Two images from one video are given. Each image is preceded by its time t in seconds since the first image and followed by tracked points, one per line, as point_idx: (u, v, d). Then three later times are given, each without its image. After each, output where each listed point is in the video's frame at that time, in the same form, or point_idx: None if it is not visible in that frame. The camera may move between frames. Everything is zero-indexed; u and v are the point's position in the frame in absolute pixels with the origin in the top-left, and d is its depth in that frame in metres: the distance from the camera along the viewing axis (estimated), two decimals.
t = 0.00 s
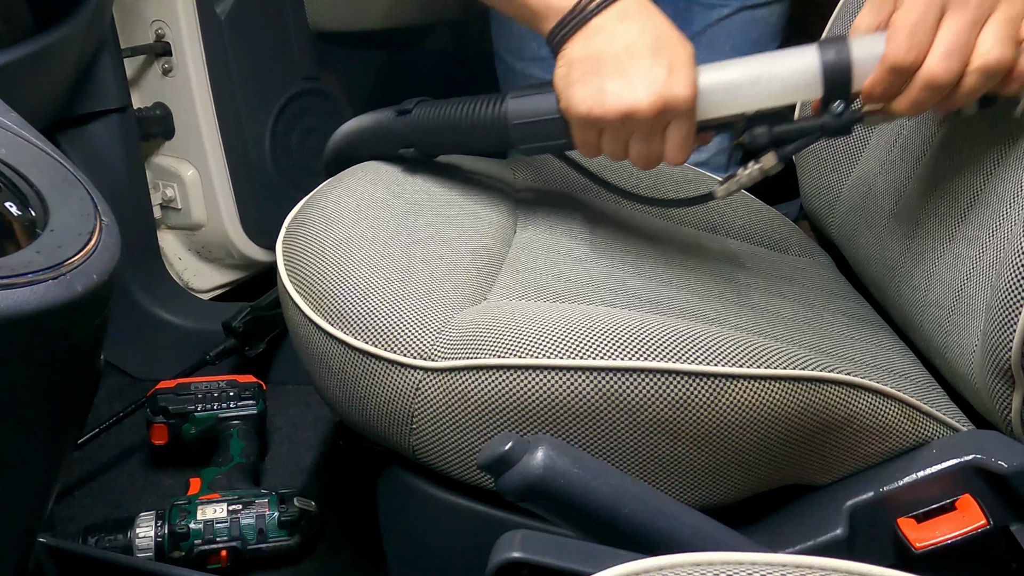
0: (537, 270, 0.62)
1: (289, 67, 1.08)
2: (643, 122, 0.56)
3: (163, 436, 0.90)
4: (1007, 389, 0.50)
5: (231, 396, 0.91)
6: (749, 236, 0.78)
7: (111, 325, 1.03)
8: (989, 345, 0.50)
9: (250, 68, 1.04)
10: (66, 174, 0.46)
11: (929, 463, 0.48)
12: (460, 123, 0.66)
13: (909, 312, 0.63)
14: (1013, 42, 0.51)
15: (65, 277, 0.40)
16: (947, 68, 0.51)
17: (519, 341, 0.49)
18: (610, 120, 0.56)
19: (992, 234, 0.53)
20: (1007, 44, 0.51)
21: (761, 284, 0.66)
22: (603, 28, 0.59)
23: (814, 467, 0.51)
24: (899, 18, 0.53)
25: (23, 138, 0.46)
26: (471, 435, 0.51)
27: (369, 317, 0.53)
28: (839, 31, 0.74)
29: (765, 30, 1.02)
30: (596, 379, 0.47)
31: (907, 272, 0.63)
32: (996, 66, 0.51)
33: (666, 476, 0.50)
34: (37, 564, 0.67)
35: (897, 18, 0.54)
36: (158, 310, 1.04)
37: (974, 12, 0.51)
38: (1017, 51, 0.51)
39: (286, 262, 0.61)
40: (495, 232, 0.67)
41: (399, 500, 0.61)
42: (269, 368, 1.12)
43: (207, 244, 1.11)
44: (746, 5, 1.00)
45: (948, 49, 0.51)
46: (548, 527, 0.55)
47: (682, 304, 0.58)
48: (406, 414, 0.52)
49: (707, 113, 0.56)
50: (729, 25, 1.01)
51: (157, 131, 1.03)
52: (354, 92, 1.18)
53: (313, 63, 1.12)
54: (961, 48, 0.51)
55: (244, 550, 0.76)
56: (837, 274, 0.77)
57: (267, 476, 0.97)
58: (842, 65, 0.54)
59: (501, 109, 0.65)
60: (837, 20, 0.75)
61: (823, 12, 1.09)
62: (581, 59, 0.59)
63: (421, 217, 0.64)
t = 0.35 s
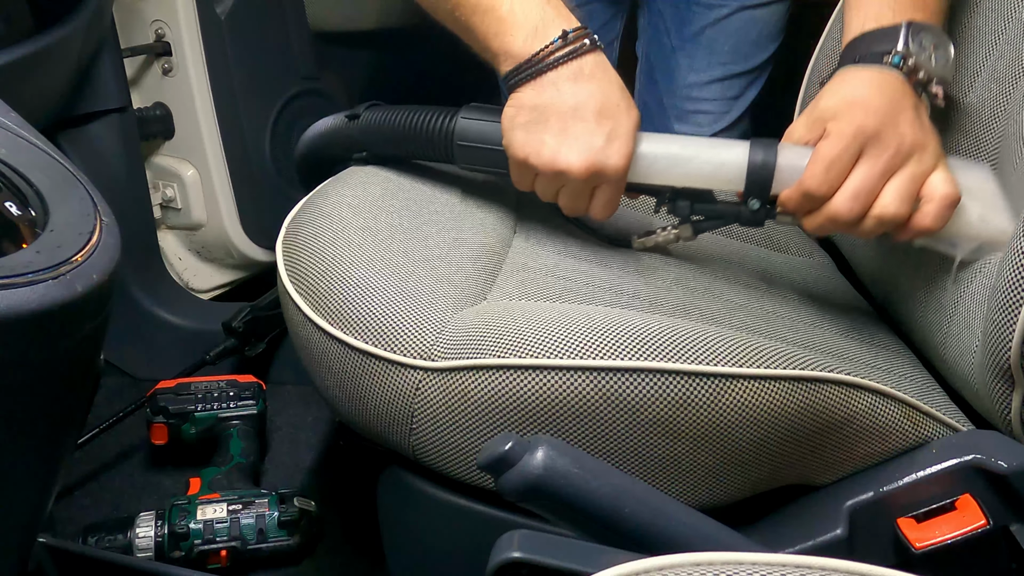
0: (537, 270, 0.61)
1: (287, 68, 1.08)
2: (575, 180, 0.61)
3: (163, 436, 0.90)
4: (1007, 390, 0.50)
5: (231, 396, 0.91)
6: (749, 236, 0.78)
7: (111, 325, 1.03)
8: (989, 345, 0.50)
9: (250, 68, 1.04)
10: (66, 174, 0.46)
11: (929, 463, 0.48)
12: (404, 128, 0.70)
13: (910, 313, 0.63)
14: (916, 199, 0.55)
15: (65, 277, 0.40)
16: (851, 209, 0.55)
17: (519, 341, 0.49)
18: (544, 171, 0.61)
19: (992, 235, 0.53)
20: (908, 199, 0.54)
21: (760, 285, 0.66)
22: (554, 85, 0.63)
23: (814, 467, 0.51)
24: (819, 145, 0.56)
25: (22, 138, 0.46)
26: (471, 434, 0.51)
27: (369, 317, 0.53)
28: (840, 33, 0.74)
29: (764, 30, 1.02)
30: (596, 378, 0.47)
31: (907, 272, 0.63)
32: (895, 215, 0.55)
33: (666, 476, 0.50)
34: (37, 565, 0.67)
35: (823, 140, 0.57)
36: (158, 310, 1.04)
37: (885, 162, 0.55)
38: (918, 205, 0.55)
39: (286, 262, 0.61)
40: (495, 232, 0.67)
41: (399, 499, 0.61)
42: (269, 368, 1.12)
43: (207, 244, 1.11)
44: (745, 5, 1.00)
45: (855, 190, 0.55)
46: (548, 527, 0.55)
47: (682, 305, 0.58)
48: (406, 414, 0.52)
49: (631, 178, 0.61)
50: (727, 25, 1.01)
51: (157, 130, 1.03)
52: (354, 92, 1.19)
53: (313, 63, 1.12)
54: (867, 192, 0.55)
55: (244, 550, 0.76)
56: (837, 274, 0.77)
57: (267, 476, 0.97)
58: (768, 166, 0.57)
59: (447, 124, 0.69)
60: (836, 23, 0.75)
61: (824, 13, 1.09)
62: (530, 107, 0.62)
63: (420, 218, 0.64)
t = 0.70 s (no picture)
0: (537, 270, 0.61)
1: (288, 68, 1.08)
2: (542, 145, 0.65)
3: (163, 436, 0.90)
4: (1007, 390, 0.50)
5: (231, 396, 0.91)
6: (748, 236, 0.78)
7: (111, 325, 1.03)
8: (989, 345, 0.50)
9: (250, 68, 1.04)
10: (66, 174, 0.46)
11: (929, 463, 0.48)
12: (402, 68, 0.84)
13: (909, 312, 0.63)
14: (848, 246, 0.57)
15: (65, 277, 0.40)
16: (788, 240, 0.58)
17: (519, 341, 0.49)
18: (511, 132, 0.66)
19: (992, 236, 0.53)
20: (841, 243, 0.57)
21: (760, 284, 0.66)
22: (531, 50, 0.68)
23: (814, 466, 0.51)
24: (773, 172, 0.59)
25: (22, 138, 0.46)
26: (471, 434, 0.51)
27: (369, 317, 0.53)
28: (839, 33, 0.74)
29: (764, 28, 1.02)
30: (596, 379, 0.47)
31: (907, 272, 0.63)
32: (841, 244, 0.57)
33: (667, 476, 0.50)
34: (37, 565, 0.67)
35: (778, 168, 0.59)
36: (158, 310, 1.04)
37: (825, 200, 0.57)
38: (855, 246, 0.57)
39: (286, 262, 0.61)
40: (496, 232, 0.67)
41: (399, 499, 0.61)
42: (269, 368, 1.12)
43: (207, 244, 1.11)
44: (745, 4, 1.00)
45: (796, 223, 0.57)
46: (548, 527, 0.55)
47: (682, 304, 0.58)
48: (406, 414, 0.52)
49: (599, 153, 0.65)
50: (727, 23, 1.01)
51: (157, 131, 1.03)
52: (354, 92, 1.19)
53: (313, 63, 1.12)
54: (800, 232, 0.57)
55: (244, 550, 0.76)
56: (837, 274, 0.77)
57: (267, 476, 0.97)
58: (729, 177, 0.60)
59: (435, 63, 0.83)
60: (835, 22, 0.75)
61: (823, 13, 1.09)
62: (503, 69, 0.68)
63: (420, 217, 0.64)
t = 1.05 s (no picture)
0: (536, 270, 0.62)
1: (286, 68, 1.08)
2: None
3: (163, 436, 0.90)
4: (1007, 390, 0.50)
5: (231, 396, 0.91)
6: (749, 236, 0.78)
7: (111, 325, 1.03)
8: (989, 345, 0.50)
9: (250, 68, 1.04)
10: (66, 174, 0.46)
11: (928, 463, 0.48)
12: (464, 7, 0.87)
13: (910, 312, 0.63)
14: None
15: (65, 277, 0.40)
16: None
17: (518, 341, 0.50)
18: None
19: (993, 236, 0.53)
20: None
21: (760, 284, 0.66)
22: None
23: (814, 467, 0.51)
24: None
25: (23, 139, 0.46)
26: (471, 434, 0.51)
27: (368, 317, 0.53)
28: (840, 32, 0.74)
29: (763, 29, 1.01)
30: (596, 379, 0.47)
31: (907, 271, 0.64)
32: None
33: (667, 476, 0.50)
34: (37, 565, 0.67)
35: None
36: (158, 310, 1.04)
37: None
38: None
39: (286, 262, 0.61)
40: (496, 232, 0.67)
41: (399, 500, 0.61)
42: (269, 368, 1.12)
43: (207, 244, 1.11)
44: (743, 5, 0.99)
45: None
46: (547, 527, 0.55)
47: (682, 305, 0.58)
48: (406, 414, 0.52)
49: None
50: (727, 24, 1.01)
51: (157, 130, 1.03)
52: (353, 92, 1.18)
53: (312, 63, 1.12)
54: None
55: (244, 550, 0.76)
56: (837, 274, 0.77)
57: (267, 476, 0.97)
58: None
59: None
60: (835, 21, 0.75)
61: (822, 13, 1.09)
62: None
63: (420, 217, 0.64)
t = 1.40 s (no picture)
0: (537, 270, 0.62)
1: (286, 67, 1.08)
2: None
3: (163, 436, 0.90)
4: (1007, 390, 0.50)
5: (231, 397, 0.91)
6: (749, 236, 0.78)
7: (111, 325, 1.03)
8: (989, 345, 0.50)
9: (250, 68, 1.04)
10: (66, 174, 0.46)
11: (928, 463, 0.48)
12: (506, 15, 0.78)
13: (910, 311, 0.63)
14: None
15: (65, 277, 0.40)
16: None
17: (519, 341, 0.49)
18: None
19: (993, 236, 0.53)
20: None
21: (760, 284, 0.66)
22: None
23: (815, 466, 0.51)
24: None
25: (22, 139, 0.46)
26: (471, 435, 0.51)
27: (368, 317, 0.53)
28: (840, 32, 0.74)
29: (753, 27, 1.02)
30: (596, 379, 0.47)
31: (907, 272, 0.64)
32: None
33: (667, 476, 0.50)
34: (37, 564, 0.67)
35: None
36: (158, 310, 1.04)
37: None
38: None
39: (286, 262, 0.61)
40: (496, 232, 0.67)
41: (400, 500, 0.61)
42: (269, 368, 1.12)
43: (207, 244, 1.11)
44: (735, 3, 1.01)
45: None
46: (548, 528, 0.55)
47: (682, 304, 0.58)
48: (406, 414, 0.52)
49: None
50: (714, 24, 1.03)
51: (157, 130, 1.03)
52: (353, 92, 1.18)
53: (312, 63, 1.12)
54: None
55: (244, 550, 0.76)
56: (837, 274, 0.77)
57: (267, 476, 0.97)
58: None
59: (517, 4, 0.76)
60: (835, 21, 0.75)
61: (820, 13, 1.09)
62: None
63: (420, 217, 0.64)
